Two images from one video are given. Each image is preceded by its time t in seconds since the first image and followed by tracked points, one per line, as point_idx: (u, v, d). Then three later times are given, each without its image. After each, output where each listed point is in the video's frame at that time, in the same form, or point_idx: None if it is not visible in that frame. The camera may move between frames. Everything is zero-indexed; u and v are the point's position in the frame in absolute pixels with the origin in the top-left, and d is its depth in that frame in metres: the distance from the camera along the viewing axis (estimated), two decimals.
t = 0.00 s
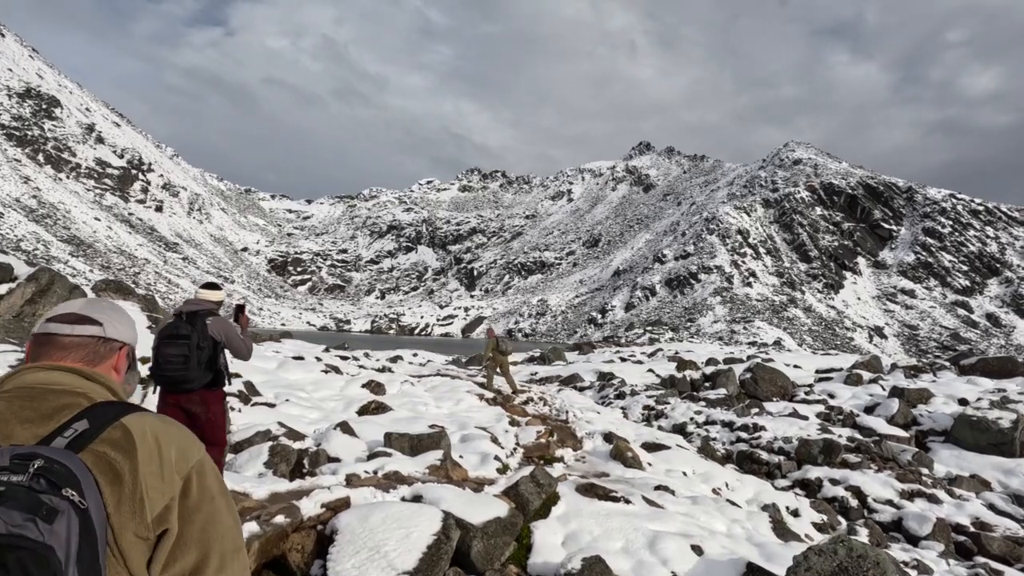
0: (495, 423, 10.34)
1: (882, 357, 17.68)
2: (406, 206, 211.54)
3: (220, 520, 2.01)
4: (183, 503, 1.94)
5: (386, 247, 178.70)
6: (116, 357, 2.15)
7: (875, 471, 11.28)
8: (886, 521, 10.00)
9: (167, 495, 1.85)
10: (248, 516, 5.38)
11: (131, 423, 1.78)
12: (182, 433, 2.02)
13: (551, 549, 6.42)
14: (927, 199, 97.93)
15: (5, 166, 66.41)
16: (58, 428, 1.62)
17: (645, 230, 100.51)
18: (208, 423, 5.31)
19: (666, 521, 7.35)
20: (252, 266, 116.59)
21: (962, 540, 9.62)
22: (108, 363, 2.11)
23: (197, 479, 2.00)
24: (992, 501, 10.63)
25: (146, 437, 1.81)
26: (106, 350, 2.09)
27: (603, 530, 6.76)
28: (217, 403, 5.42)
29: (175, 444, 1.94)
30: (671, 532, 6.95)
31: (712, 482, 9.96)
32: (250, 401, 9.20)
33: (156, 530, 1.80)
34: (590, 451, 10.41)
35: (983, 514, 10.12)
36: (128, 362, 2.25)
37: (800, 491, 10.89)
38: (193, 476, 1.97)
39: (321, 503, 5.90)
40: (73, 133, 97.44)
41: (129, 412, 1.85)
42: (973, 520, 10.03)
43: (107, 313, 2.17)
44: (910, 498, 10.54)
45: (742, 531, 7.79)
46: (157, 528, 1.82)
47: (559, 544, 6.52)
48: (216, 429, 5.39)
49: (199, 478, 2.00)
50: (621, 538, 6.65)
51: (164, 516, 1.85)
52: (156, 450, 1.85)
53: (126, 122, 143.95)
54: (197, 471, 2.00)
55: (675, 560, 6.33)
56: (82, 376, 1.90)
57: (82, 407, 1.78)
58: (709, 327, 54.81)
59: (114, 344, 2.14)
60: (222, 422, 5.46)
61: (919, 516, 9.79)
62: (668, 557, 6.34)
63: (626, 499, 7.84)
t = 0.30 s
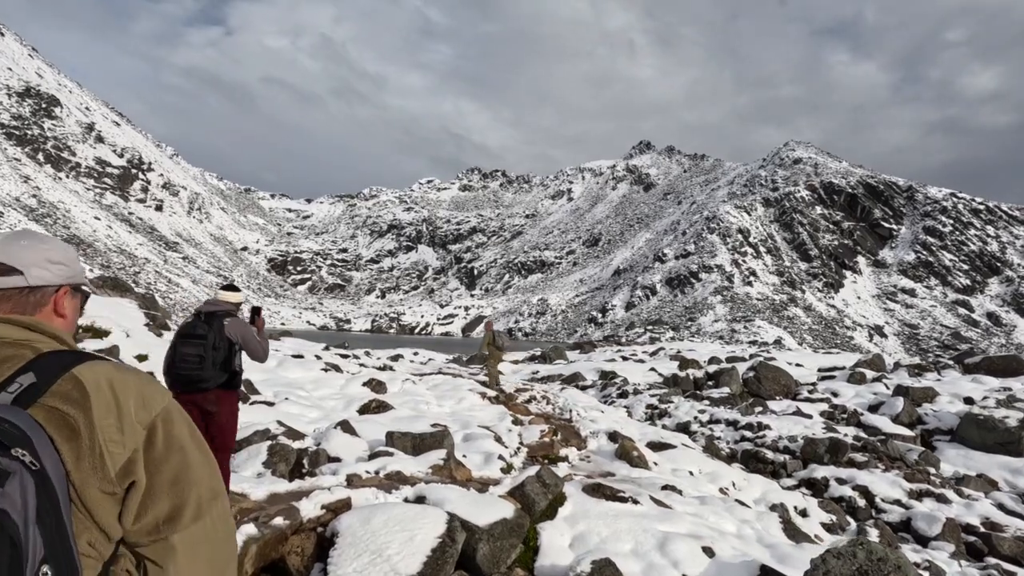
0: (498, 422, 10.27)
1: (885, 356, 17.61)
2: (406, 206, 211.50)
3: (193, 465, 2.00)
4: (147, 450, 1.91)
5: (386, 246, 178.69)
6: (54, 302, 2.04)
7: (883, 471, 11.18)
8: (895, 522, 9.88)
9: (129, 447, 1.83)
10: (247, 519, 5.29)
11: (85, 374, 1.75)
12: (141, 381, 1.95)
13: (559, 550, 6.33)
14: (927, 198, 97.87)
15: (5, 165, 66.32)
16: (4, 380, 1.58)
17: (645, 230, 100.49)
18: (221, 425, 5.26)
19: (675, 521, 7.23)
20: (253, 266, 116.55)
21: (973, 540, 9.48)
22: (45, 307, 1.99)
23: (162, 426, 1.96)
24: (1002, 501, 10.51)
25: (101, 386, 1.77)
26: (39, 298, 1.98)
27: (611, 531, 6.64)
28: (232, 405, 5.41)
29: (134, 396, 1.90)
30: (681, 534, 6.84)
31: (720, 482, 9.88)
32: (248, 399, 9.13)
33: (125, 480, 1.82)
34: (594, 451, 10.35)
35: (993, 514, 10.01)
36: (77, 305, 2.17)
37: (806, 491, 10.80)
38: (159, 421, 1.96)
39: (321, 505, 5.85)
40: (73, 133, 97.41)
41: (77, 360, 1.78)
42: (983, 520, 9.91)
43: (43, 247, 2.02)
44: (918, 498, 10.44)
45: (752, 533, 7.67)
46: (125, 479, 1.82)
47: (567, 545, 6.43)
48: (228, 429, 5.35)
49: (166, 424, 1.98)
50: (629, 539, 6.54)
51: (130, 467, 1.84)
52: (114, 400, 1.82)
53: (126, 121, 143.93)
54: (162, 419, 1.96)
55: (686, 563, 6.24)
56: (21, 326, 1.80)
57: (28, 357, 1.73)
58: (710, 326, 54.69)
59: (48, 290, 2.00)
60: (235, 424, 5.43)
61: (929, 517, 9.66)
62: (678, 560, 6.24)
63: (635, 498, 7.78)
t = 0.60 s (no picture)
0: (499, 423, 10.24)
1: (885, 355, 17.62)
2: (404, 205, 211.28)
3: (176, 475, 1.99)
4: (133, 460, 1.89)
5: (384, 245, 178.54)
6: (22, 311, 1.96)
7: (887, 471, 11.13)
8: (901, 523, 9.79)
9: (117, 457, 1.81)
10: (242, 528, 5.21)
11: (70, 384, 1.70)
12: (123, 390, 1.92)
13: (565, 556, 6.23)
14: (924, 198, 98.15)
15: None
16: None
17: (643, 229, 100.60)
18: (237, 426, 5.35)
19: (683, 525, 7.12)
20: (250, 265, 116.31)
21: (979, 542, 9.36)
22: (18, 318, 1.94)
23: (147, 435, 1.95)
24: (1006, 501, 10.44)
25: (87, 396, 1.74)
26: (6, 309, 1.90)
27: (617, 536, 6.55)
28: (249, 408, 5.42)
29: (117, 404, 1.86)
30: (689, 539, 6.74)
31: (725, 484, 9.83)
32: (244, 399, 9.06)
33: (114, 491, 1.80)
34: (597, 453, 10.30)
35: (998, 515, 9.92)
36: (44, 314, 2.08)
37: (809, 491, 10.74)
38: (143, 433, 1.94)
39: (319, 511, 5.78)
40: (69, 131, 97.07)
41: (61, 370, 1.73)
42: (989, 522, 9.80)
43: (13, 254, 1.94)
44: (924, 499, 10.36)
45: (760, 537, 7.60)
46: (115, 490, 1.80)
47: (573, 550, 6.34)
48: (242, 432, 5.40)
49: (151, 434, 1.96)
50: (636, 545, 6.45)
51: (118, 479, 1.81)
52: (99, 412, 1.78)
53: (123, 119, 143.48)
54: (148, 428, 1.96)
55: (695, 568, 6.14)
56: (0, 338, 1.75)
57: (5, 371, 1.67)
58: (708, 325, 54.68)
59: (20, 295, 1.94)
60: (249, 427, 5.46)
61: (935, 518, 9.53)
62: (687, 565, 6.16)
63: (640, 501, 7.71)
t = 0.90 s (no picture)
0: (504, 425, 10.14)
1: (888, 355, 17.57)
2: (402, 205, 211.14)
3: (201, 482, 1.91)
4: (164, 461, 1.83)
5: (382, 245, 178.33)
6: (57, 307, 1.92)
7: (897, 472, 11.02)
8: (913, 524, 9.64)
9: (150, 458, 1.73)
10: (243, 537, 5.05)
11: (104, 383, 1.67)
12: (154, 397, 1.86)
13: (581, 563, 6.10)
14: (921, 197, 98.41)
15: None
16: (20, 394, 1.46)
17: (641, 229, 100.66)
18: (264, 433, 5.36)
19: (701, 531, 6.97)
20: (247, 266, 116.02)
21: (994, 544, 9.21)
22: (47, 315, 1.88)
23: (176, 439, 1.88)
24: (1018, 502, 10.31)
25: (118, 398, 1.68)
26: (45, 303, 1.86)
27: (635, 544, 6.42)
28: (277, 415, 5.45)
29: (149, 405, 1.81)
30: (709, 545, 6.59)
31: (736, 486, 9.72)
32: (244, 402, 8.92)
33: (143, 495, 1.71)
34: (604, 455, 10.20)
35: (1011, 516, 9.78)
36: (76, 307, 2.03)
37: (819, 493, 10.61)
38: (172, 437, 1.87)
39: (325, 519, 5.61)
40: (65, 131, 96.79)
41: (96, 370, 1.68)
42: (1002, 522, 9.67)
43: (49, 248, 1.91)
44: (935, 499, 10.23)
45: (779, 541, 7.44)
46: (143, 492, 1.71)
47: (590, 559, 6.21)
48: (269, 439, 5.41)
49: (180, 440, 1.90)
50: (655, 552, 6.34)
51: (147, 482, 1.73)
52: (135, 417, 1.74)
53: (119, 120, 143.04)
54: (175, 432, 1.88)
55: None
56: (33, 338, 1.71)
57: (39, 369, 1.63)
58: (706, 325, 54.62)
59: (53, 293, 1.89)
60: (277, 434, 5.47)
61: (948, 519, 9.36)
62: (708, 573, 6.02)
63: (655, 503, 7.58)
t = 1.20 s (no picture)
0: (512, 428, 10.07)
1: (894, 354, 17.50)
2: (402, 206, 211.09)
3: (212, 498, 2.07)
4: (179, 478, 1.98)
5: (382, 246, 178.31)
6: (70, 323, 2.02)
7: (911, 474, 10.90)
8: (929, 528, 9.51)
9: (166, 476, 1.89)
10: (248, 554, 5.00)
11: (119, 402, 1.80)
12: (170, 418, 2.03)
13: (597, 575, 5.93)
14: (922, 195, 98.31)
15: None
16: (42, 412, 1.59)
17: (641, 228, 100.55)
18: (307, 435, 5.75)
19: (722, 540, 6.77)
20: (248, 267, 116.04)
21: (1012, 548, 9.07)
22: (61, 331, 1.98)
23: (187, 458, 2.01)
24: None
25: (134, 415, 1.83)
26: (56, 320, 1.95)
27: (653, 554, 6.23)
28: (316, 417, 5.85)
29: (160, 423, 1.95)
30: (730, 555, 6.42)
31: (749, 490, 9.64)
32: (245, 407, 8.87)
33: (160, 511, 1.86)
34: (614, 458, 10.11)
35: None
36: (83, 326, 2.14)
37: (831, 495, 10.50)
38: (184, 454, 2.01)
39: (331, 533, 5.47)
40: (65, 134, 96.92)
41: (110, 390, 1.81)
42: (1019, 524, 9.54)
43: (66, 266, 1.99)
44: (951, 502, 10.10)
45: (799, 550, 7.28)
46: (160, 506, 1.86)
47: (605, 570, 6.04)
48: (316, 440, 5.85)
49: (192, 457, 2.05)
50: (674, 563, 6.14)
51: (165, 497, 1.89)
52: (152, 437, 1.89)
53: (119, 122, 143.07)
54: (184, 448, 2.02)
55: None
56: (53, 355, 1.82)
57: (56, 387, 1.74)
58: (708, 324, 54.50)
59: (65, 309, 1.98)
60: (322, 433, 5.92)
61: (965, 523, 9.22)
62: None
63: (672, 509, 7.46)
